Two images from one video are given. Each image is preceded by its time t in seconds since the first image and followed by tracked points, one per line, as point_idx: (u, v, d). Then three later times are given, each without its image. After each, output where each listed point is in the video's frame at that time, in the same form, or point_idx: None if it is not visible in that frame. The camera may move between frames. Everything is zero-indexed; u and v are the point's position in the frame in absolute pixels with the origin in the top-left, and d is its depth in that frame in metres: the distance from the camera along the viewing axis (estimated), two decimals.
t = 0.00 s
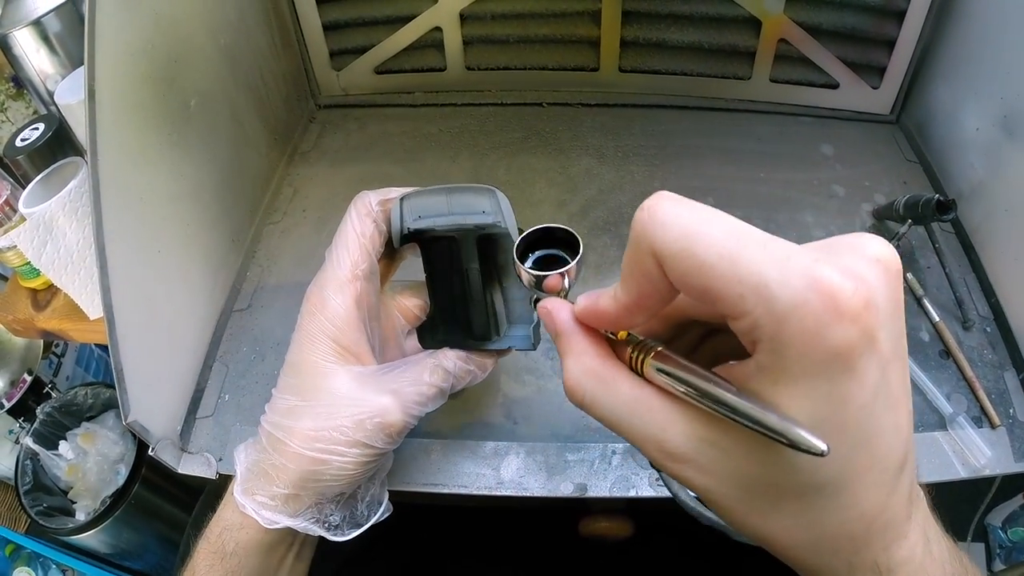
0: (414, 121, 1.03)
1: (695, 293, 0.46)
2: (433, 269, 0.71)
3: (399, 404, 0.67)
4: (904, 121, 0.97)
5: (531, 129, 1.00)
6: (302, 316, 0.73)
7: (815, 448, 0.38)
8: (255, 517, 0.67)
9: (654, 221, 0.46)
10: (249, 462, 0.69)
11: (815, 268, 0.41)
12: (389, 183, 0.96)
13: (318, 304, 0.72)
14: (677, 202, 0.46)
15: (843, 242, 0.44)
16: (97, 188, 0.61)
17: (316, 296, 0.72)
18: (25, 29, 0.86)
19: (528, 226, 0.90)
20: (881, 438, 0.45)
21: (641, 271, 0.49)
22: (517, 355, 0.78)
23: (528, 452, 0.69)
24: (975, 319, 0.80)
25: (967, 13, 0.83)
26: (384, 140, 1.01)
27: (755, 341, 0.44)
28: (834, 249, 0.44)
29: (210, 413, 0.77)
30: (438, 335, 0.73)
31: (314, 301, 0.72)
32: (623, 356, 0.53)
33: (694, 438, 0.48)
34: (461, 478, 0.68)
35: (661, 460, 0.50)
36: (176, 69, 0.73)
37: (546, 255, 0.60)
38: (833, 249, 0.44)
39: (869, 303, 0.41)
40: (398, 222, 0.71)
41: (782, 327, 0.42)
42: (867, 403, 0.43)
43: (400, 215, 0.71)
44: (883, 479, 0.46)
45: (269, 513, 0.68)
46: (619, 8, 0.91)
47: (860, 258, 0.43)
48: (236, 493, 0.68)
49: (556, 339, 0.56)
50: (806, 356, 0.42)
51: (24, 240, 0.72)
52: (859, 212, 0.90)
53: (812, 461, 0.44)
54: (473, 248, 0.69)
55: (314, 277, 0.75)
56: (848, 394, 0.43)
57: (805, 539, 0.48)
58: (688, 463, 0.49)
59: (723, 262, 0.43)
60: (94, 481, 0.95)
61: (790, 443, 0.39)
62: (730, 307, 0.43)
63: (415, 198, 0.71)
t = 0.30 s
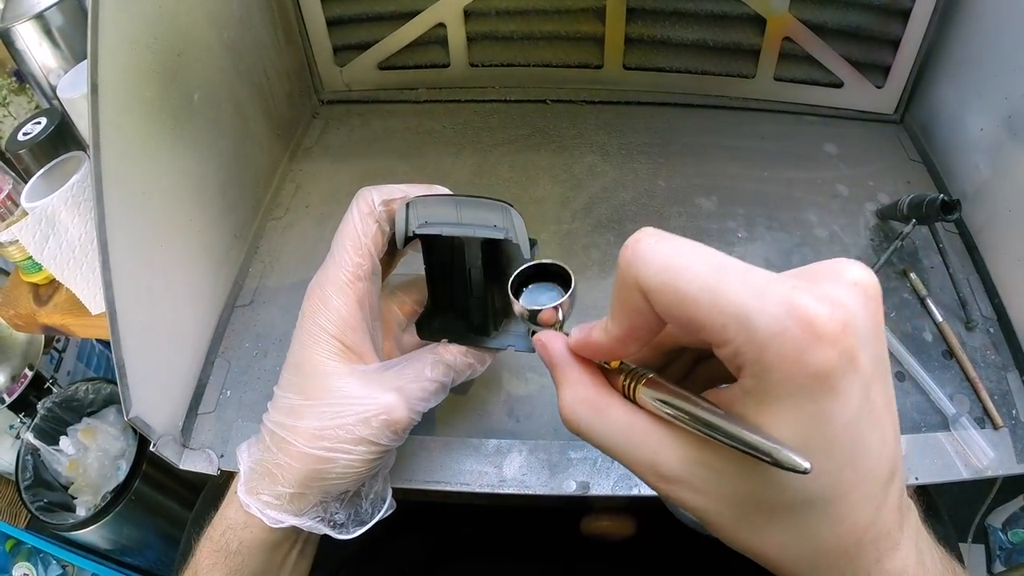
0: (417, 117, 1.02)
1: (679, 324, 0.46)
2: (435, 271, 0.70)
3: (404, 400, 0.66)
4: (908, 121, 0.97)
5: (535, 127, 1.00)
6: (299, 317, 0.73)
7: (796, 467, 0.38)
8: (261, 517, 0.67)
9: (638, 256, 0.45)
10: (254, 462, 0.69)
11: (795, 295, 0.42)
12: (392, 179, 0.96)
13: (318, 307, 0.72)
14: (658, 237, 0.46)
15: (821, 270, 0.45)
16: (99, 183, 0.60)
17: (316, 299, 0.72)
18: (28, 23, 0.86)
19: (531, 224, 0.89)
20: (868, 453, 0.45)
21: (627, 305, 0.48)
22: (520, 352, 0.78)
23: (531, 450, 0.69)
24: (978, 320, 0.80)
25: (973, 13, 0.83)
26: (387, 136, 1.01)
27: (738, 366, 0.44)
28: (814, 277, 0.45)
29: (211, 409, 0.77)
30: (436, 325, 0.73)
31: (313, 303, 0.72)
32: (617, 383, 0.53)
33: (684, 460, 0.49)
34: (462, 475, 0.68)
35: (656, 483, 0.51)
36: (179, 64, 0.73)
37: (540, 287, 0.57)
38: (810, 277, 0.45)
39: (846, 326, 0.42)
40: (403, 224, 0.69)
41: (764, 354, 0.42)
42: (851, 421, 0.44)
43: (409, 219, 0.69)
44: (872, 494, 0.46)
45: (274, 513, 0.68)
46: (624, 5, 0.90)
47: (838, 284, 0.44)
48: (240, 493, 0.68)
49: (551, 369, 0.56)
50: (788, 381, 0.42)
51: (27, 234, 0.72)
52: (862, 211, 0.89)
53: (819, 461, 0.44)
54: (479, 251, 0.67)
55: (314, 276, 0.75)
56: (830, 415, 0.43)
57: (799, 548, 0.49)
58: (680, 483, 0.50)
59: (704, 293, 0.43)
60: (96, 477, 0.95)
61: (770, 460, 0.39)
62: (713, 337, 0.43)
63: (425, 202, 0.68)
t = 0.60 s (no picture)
0: (417, 119, 1.03)
1: (671, 335, 0.47)
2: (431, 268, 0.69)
3: (407, 397, 0.67)
4: (908, 120, 0.97)
5: (535, 128, 1.00)
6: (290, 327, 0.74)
7: (784, 476, 0.39)
8: (273, 522, 0.68)
9: (629, 269, 0.47)
10: (260, 467, 0.69)
11: (785, 309, 0.42)
12: (392, 180, 0.96)
13: (315, 312, 0.72)
14: (651, 249, 0.47)
15: (811, 279, 0.45)
16: (100, 185, 0.61)
17: (313, 301, 0.72)
18: (29, 26, 0.86)
19: (531, 225, 0.89)
20: (852, 461, 0.46)
21: (619, 317, 0.50)
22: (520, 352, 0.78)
23: (530, 451, 0.69)
24: (979, 319, 0.80)
25: (973, 12, 0.83)
26: (387, 138, 1.01)
27: (728, 377, 0.46)
28: (802, 286, 0.45)
29: (212, 410, 0.77)
30: (433, 317, 0.73)
31: (309, 307, 0.72)
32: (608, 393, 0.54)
33: (678, 469, 0.50)
34: (461, 476, 0.68)
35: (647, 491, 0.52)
36: (179, 67, 0.73)
37: (531, 297, 0.59)
38: (799, 288, 0.45)
39: (837, 340, 0.42)
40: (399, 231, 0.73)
41: (753, 367, 0.43)
42: (836, 432, 0.44)
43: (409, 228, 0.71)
44: (857, 502, 0.47)
45: (284, 517, 0.69)
46: (623, 6, 0.90)
47: (827, 294, 0.44)
48: (250, 499, 0.69)
49: (543, 379, 0.58)
50: (778, 394, 0.43)
51: (28, 237, 0.72)
52: (862, 211, 0.89)
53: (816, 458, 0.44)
54: (474, 256, 0.67)
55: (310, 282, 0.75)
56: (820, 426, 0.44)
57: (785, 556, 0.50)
58: (671, 492, 0.51)
59: (695, 306, 0.44)
60: (98, 479, 0.95)
61: (759, 469, 0.40)
62: (704, 347, 0.45)
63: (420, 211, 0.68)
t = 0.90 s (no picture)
0: (418, 121, 1.03)
1: (675, 325, 0.48)
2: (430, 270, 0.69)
3: (412, 399, 0.68)
4: (908, 123, 0.97)
5: (535, 130, 1.01)
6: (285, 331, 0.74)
7: (784, 466, 0.40)
8: (281, 527, 0.68)
9: (634, 257, 0.48)
10: (267, 474, 0.69)
11: (786, 300, 0.43)
12: (393, 182, 0.96)
13: (317, 314, 0.72)
14: (657, 241, 0.48)
15: (813, 272, 0.46)
16: (102, 186, 0.61)
17: (315, 305, 0.72)
18: (31, 27, 0.86)
19: (532, 226, 0.90)
20: (850, 451, 0.46)
21: (622, 306, 0.51)
22: (520, 354, 0.78)
23: (531, 453, 0.69)
24: (978, 322, 0.80)
25: (973, 16, 0.83)
26: (388, 140, 1.01)
27: (730, 367, 0.46)
28: (803, 279, 0.46)
29: (214, 412, 0.77)
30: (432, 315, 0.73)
31: (311, 310, 0.72)
32: (609, 381, 0.55)
33: (679, 458, 0.50)
34: (463, 477, 0.68)
35: (647, 479, 0.53)
36: (181, 68, 0.73)
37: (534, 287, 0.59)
38: (801, 281, 0.46)
39: (836, 330, 0.43)
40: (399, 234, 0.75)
41: (755, 354, 0.44)
42: (835, 420, 0.45)
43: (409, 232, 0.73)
44: (852, 492, 0.47)
45: (292, 523, 0.68)
46: (624, 9, 0.91)
47: (828, 286, 0.45)
48: (258, 506, 0.69)
49: (546, 366, 0.58)
50: (779, 382, 0.44)
51: (30, 238, 0.72)
52: (862, 213, 0.89)
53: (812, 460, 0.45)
54: (473, 260, 0.67)
55: (312, 282, 0.75)
56: (817, 414, 0.45)
57: (776, 543, 0.51)
58: (673, 481, 0.51)
59: (699, 295, 0.45)
60: (99, 480, 0.95)
61: (757, 458, 0.41)
62: (707, 337, 0.46)
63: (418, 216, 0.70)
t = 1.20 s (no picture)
0: (418, 118, 1.03)
1: (718, 363, 0.50)
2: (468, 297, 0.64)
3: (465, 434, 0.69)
4: (908, 121, 0.97)
5: (535, 127, 1.00)
6: (286, 387, 0.67)
7: (835, 511, 0.41)
8: (343, 562, 0.71)
9: (687, 298, 0.50)
10: (322, 530, 0.69)
11: (839, 346, 0.46)
12: (393, 179, 0.96)
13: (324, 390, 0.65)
14: (704, 278, 0.50)
15: (855, 315, 0.49)
16: (103, 183, 0.61)
17: (318, 379, 0.66)
18: (30, 25, 0.86)
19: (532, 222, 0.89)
20: (881, 490, 0.49)
21: (660, 337, 0.53)
22: (520, 350, 0.78)
23: (532, 449, 0.69)
24: (978, 319, 0.80)
25: (972, 13, 0.84)
26: (388, 137, 1.01)
27: (777, 410, 0.48)
28: (844, 320, 0.49)
29: (213, 409, 0.77)
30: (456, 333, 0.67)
31: (315, 386, 0.66)
32: (636, 412, 0.55)
33: (713, 496, 0.51)
34: (465, 474, 0.69)
35: (675, 513, 0.53)
36: (181, 65, 0.73)
37: (553, 306, 0.62)
38: (843, 324, 0.48)
39: (882, 375, 0.45)
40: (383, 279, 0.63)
41: (808, 401, 0.45)
42: (877, 463, 0.47)
43: (444, 288, 0.61)
44: (878, 526, 0.50)
45: (357, 561, 0.72)
46: (624, 6, 0.91)
47: (868, 328, 0.48)
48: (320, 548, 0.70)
49: (570, 394, 0.58)
50: (827, 428, 0.46)
51: (30, 236, 0.72)
52: (862, 211, 0.89)
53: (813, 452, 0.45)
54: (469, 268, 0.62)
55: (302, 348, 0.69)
56: (860, 456, 0.46)
57: None
58: (705, 517, 0.51)
59: (751, 339, 0.47)
60: (98, 478, 0.95)
61: (805, 503, 0.43)
62: (756, 380, 0.47)
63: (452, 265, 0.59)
